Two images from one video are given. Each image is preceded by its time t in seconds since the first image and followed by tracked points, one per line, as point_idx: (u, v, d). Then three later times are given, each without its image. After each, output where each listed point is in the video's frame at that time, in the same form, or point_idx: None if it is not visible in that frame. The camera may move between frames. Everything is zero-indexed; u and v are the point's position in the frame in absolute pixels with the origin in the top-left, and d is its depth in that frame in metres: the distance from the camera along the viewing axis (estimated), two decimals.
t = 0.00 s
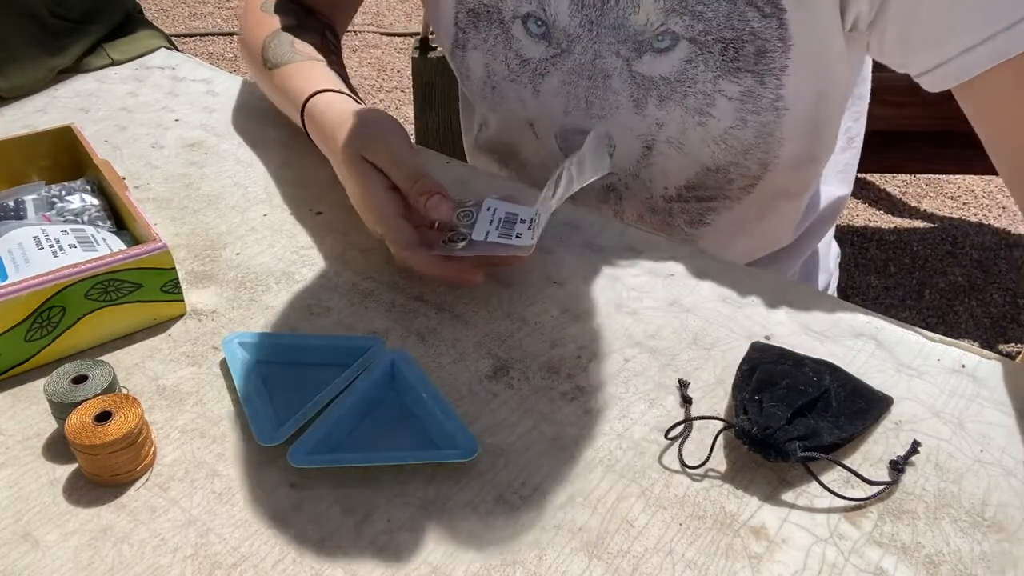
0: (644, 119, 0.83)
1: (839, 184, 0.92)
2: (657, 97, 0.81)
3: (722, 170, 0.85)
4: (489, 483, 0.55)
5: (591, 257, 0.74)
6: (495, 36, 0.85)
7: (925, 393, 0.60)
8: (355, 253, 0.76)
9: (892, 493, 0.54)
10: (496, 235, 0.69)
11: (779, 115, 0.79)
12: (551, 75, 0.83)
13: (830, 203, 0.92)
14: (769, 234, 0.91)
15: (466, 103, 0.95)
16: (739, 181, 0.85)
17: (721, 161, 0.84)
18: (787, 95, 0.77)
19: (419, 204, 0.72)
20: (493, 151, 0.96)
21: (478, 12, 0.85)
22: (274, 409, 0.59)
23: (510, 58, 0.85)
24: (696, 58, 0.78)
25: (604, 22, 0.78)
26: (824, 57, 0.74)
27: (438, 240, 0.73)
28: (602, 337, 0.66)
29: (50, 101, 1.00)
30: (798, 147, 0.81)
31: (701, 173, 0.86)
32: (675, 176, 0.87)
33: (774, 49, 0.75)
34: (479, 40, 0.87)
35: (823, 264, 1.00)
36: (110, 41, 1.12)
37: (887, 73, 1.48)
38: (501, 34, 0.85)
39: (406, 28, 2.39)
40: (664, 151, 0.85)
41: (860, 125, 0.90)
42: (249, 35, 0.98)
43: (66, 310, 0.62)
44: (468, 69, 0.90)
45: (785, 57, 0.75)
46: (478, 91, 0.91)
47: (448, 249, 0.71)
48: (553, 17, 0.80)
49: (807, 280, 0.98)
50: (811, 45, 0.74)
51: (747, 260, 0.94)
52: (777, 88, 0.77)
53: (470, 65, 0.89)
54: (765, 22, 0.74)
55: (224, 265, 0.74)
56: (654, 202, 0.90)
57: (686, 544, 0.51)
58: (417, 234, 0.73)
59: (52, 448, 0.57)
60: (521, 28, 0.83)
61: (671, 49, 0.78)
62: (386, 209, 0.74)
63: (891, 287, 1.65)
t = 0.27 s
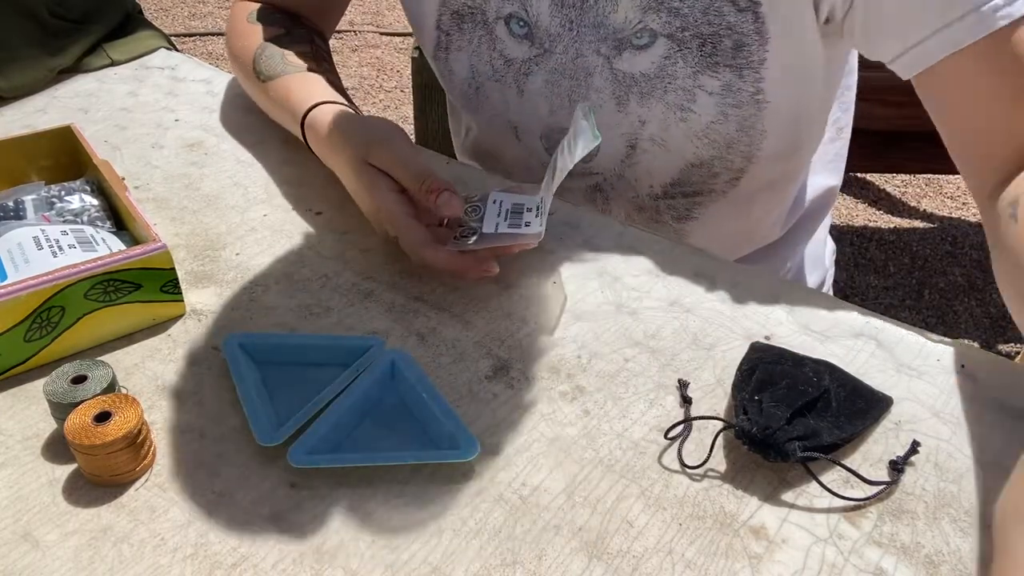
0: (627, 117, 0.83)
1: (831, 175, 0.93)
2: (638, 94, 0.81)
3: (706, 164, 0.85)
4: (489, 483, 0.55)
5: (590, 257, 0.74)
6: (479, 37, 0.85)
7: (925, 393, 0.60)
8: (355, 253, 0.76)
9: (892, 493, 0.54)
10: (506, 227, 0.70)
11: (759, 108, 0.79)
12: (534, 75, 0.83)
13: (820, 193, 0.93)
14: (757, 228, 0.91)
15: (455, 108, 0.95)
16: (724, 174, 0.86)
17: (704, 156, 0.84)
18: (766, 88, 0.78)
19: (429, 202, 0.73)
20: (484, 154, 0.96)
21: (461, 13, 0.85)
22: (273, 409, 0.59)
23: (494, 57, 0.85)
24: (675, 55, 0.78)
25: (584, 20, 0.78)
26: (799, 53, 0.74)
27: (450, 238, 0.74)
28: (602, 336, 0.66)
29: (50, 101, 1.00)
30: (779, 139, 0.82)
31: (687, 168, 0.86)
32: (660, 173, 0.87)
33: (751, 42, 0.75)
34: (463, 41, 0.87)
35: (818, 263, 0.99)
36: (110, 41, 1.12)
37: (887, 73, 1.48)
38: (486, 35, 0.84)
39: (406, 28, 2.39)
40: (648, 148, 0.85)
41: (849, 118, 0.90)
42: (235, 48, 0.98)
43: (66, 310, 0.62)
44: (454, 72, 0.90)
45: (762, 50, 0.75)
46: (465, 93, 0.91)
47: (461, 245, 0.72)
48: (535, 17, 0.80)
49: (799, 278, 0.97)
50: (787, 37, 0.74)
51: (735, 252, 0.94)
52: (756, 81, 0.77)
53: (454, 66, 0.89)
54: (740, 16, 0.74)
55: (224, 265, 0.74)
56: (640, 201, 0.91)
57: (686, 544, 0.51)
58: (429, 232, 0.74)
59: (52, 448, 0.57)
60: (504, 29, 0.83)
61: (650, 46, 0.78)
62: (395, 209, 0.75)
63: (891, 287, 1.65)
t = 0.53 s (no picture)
0: (611, 119, 0.82)
1: (831, 175, 0.91)
2: (621, 96, 0.79)
3: (690, 165, 0.83)
4: (489, 483, 0.55)
5: (590, 257, 0.74)
6: (474, 35, 0.85)
7: (925, 393, 0.60)
8: (355, 253, 0.76)
9: (892, 492, 0.54)
10: (500, 227, 0.71)
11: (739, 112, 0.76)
12: (523, 75, 0.83)
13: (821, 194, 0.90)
14: (750, 229, 0.88)
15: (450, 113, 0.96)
16: (710, 173, 0.83)
17: (687, 158, 0.82)
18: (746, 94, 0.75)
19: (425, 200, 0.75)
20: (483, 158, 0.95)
21: (456, 12, 0.85)
22: (274, 409, 0.59)
23: (487, 56, 0.85)
24: (654, 60, 0.76)
25: (569, 23, 0.77)
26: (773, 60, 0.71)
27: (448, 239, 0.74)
28: (602, 337, 0.66)
29: (51, 101, 1.00)
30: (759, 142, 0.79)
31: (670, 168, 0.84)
32: (648, 171, 0.85)
33: (727, 49, 0.72)
34: (457, 39, 0.87)
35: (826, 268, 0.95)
36: (110, 41, 1.12)
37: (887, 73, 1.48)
38: (479, 33, 0.84)
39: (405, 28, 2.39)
40: (632, 150, 0.83)
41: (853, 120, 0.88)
42: (239, 48, 0.98)
43: (66, 310, 0.62)
44: (450, 72, 0.90)
45: (738, 57, 0.72)
46: (460, 93, 0.91)
47: (456, 246, 0.72)
48: (523, 17, 0.80)
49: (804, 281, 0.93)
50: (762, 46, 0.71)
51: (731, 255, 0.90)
52: (733, 86, 0.75)
53: (448, 65, 0.90)
54: (716, 22, 0.71)
55: (223, 265, 0.74)
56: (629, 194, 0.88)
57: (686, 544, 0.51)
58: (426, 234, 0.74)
59: (52, 448, 0.57)
60: (494, 29, 0.83)
61: (631, 50, 0.76)
62: (391, 211, 0.75)
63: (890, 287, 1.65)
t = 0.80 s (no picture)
0: (601, 135, 0.82)
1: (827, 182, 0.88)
2: (611, 114, 0.80)
3: (677, 186, 0.83)
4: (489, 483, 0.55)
5: (590, 257, 0.74)
6: (469, 47, 0.85)
7: (925, 393, 0.60)
8: (355, 253, 0.76)
9: (892, 492, 0.54)
10: (499, 229, 0.71)
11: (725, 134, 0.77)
12: (516, 89, 0.84)
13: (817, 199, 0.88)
14: (740, 235, 0.86)
15: (446, 122, 0.96)
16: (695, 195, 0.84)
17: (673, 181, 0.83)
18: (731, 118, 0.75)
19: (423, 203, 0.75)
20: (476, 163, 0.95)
21: (451, 24, 0.85)
22: (273, 409, 0.59)
23: (481, 70, 0.86)
24: (641, 84, 0.76)
25: (560, 41, 0.77)
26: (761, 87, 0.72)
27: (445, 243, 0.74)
28: (602, 337, 0.66)
29: (51, 101, 1.00)
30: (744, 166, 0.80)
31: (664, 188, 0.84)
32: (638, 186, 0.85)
33: (712, 75, 0.73)
34: (452, 51, 0.87)
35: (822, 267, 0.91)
36: (110, 41, 1.12)
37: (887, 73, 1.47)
38: (474, 47, 0.85)
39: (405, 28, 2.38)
40: (620, 168, 0.84)
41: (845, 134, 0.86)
42: (238, 50, 0.98)
43: (66, 310, 0.62)
44: (445, 82, 0.91)
45: (722, 84, 0.73)
46: (455, 101, 0.92)
47: (455, 250, 0.72)
48: (516, 33, 0.80)
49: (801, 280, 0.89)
50: (746, 74, 0.71)
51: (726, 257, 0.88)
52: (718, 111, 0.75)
53: (443, 76, 0.90)
54: (701, 50, 0.72)
55: (223, 265, 0.74)
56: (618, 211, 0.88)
57: (686, 544, 0.51)
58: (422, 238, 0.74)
59: (52, 448, 0.57)
60: (488, 44, 0.83)
61: (619, 73, 0.77)
62: (389, 214, 0.75)
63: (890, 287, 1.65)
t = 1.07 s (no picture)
0: (600, 148, 0.82)
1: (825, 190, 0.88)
2: (610, 126, 0.80)
3: (677, 202, 0.84)
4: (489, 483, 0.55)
5: (591, 256, 0.74)
6: (465, 58, 0.85)
7: (925, 393, 0.60)
8: (355, 253, 0.76)
9: (892, 493, 0.54)
10: (499, 231, 0.71)
11: (724, 148, 0.77)
12: (514, 101, 0.84)
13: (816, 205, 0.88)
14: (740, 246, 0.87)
15: (443, 132, 0.96)
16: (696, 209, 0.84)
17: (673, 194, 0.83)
18: (730, 131, 0.76)
19: (420, 208, 0.74)
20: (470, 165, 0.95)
21: (446, 34, 0.85)
22: (273, 409, 0.59)
23: (478, 81, 0.86)
24: (638, 100, 0.77)
25: (558, 54, 0.77)
26: (761, 102, 0.72)
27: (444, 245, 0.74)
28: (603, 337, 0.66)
29: (51, 101, 1.00)
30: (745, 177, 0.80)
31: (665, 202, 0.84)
32: (638, 200, 0.86)
33: (711, 92, 0.73)
34: (449, 62, 0.87)
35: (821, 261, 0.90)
36: (110, 41, 1.12)
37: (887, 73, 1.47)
38: (470, 58, 0.84)
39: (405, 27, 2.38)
40: (619, 180, 0.85)
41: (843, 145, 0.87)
42: (234, 53, 0.97)
43: (66, 310, 0.62)
44: (442, 94, 0.91)
45: (721, 100, 0.73)
46: (452, 112, 0.92)
47: (455, 253, 0.72)
48: (512, 46, 0.79)
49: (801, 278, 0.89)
50: (745, 89, 0.71)
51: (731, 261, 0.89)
52: (717, 126, 0.75)
53: (440, 86, 0.90)
54: (699, 67, 0.72)
55: (224, 265, 0.74)
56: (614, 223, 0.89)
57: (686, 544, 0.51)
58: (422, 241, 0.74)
59: (51, 448, 0.57)
60: (485, 56, 0.82)
61: (615, 88, 0.77)
62: (388, 217, 0.75)
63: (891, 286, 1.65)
